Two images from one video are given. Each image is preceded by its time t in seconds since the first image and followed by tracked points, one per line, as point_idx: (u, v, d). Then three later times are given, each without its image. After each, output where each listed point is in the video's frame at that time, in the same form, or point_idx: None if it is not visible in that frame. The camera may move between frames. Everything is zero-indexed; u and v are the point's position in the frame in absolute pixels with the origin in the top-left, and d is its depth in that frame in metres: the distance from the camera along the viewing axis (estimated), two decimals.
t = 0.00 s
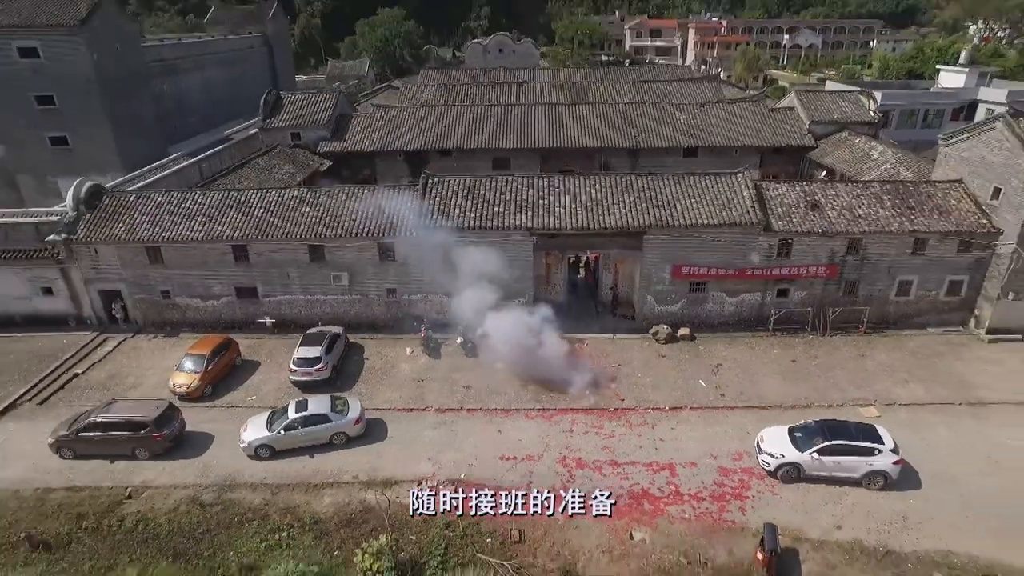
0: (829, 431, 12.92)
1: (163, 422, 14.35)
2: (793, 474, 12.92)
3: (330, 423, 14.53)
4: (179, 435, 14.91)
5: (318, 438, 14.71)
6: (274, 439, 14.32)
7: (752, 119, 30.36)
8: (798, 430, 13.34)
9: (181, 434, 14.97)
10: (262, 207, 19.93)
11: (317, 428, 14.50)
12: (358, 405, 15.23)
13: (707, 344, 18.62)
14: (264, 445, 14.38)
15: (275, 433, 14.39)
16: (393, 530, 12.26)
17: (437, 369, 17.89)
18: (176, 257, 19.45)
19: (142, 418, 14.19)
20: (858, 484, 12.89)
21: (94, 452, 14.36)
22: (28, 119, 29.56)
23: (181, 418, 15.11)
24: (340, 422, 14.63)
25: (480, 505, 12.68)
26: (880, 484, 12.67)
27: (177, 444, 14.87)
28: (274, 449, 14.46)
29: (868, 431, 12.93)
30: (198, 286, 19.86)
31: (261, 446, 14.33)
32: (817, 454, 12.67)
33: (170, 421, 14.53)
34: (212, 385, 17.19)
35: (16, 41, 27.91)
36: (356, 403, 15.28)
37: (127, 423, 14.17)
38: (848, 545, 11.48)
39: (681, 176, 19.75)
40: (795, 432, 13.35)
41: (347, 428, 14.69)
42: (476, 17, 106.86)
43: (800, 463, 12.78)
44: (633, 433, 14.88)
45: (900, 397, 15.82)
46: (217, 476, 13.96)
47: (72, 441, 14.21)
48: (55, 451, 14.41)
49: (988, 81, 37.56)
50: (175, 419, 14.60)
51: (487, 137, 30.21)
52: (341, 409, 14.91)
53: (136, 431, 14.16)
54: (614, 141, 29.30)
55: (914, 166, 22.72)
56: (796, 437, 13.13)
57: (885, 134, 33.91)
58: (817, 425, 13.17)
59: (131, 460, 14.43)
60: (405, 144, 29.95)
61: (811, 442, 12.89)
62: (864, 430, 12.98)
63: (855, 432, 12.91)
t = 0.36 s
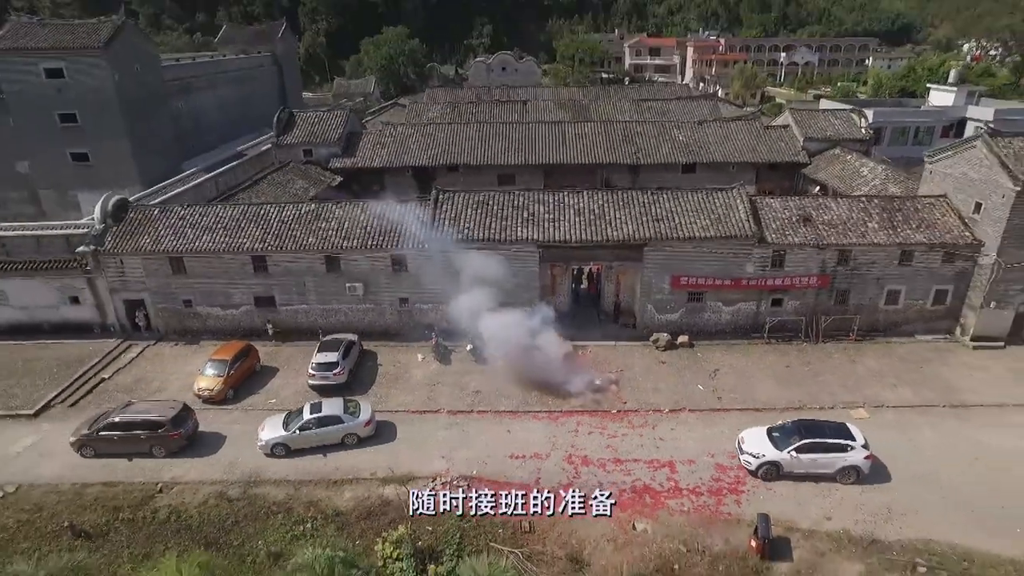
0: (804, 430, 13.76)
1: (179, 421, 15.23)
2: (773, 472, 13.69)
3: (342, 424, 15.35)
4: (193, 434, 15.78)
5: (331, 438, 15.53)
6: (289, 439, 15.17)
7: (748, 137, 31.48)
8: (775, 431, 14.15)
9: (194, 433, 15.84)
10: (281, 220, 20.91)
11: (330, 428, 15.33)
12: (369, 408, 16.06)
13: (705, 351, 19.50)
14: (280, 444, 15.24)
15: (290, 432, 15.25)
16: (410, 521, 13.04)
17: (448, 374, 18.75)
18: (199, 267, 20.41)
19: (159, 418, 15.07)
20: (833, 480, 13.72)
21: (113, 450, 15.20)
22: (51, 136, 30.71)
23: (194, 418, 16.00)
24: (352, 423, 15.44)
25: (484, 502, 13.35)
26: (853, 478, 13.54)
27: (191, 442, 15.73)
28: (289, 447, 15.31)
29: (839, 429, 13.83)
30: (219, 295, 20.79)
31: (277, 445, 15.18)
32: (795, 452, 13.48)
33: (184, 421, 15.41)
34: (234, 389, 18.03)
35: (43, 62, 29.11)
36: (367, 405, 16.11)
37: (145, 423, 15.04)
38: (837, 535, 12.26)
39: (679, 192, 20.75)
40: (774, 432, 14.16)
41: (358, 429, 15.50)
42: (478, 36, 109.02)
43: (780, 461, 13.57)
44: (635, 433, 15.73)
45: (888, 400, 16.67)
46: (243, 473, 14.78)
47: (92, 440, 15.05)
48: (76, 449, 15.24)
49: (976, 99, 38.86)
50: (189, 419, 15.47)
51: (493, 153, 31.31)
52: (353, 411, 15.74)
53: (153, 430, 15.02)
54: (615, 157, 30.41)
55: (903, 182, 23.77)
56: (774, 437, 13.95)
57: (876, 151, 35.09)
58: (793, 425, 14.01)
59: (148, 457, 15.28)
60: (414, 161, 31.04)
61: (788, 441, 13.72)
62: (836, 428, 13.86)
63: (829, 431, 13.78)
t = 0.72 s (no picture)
0: (773, 429, 14.53)
1: (191, 419, 16.11)
2: (746, 469, 14.43)
3: (353, 423, 16.19)
4: (204, 433, 16.63)
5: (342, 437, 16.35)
6: (302, 436, 16.00)
7: (745, 151, 32.54)
8: (745, 429, 14.91)
9: (204, 432, 16.68)
10: (297, 230, 21.86)
11: (341, 427, 16.17)
12: (377, 408, 16.92)
13: (703, 356, 20.36)
14: (293, 441, 16.06)
15: (303, 430, 16.08)
16: (425, 511, 13.82)
17: (457, 377, 19.61)
18: (218, 275, 21.33)
19: (172, 416, 15.94)
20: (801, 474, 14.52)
21: (128, 447, 16.01)
22: (70, 150, 31.84)
23: (205, 418, 16.87)
24: (362, 422, 16.29)
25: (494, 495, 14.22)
26: (820, 472, 14.37)
27: (201, 440, 16.56)
28: (303, 444, 16.12)
29: (805, 426, 14.65)
30: (236, 302, 21.68)
31: (290, 441, 16.00)
32: (766, 449, 14.23)
33: (195, 419, 16.28)
34: (253, 391, 18.90)
35: (66, 80, 30.35)
36: (376, 406, 16.94)
37: (159, 421, 15.90)
38: (826, 523, 13.02)
39: (678, 204, 21.72)
40: (744, 432, 14.90)
41: (367, 428, 16.33)
42: (480, 52, 110.98)
43: (752, 459, 14.29)
44: (636, 431, 16.58)
45: (877, 400, 17.50)
46: (265, 469, 15.58)
47: (109, 437, 15.87)
48: (93, 447, 16.04)
49: (966, 115, 40.06)
50: (200, 418, 16.32)
51: (497, 167, 32.35)
52: (363, 411, 16.57)
53: (167, 427, 15.88)
54: (616, 171, 31.45)
55: (892, 195, 24.75)
56: (746, 436, 14.69)
57: (869, 164, 36.18)
58: (762, 425, 14.77)
59: (161, 454, 16.10)
60: (421, 174, 32.08)
61: (759, 439, 14.47)
62: (802, 425, 14.67)
63: (796, 428, 14.56)
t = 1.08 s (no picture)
0: (736, 426, 15.29)
1: (199, 418, 16.96)
2: (712, 465, 15.17)
3: (361, 423, 16.88)
4: (210, 431, 17.46)
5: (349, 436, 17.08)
6: (313, 434, 16.73)
7: (740, 164, 33.64)
8: (711, 428, 15.67)
9: (211, 430, 17.53)
10: (311, 240, 22.82)
11: (348, 426, 16.87)
12: (384, 408, 17.63)
13: (700, 360, 21.24)
14: (303, 438, 16.84)
15: (314, 428, 16.82)
16: (437, 502, 14.65)
17: (465, 380, 20.46)
18: (235, 282, 22.26)
19: (182, 414, 16.78)
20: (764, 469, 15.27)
21: (139, 445, 16.80)
22: (89, 163, 32.94)
23: (211, 417, 17.71)
24: (370, 422, 16.99)
25: (503, 488, 14.98)
26: (782, 466, 15.13)
27: (208, 438, 17.39)
28: (313, 441, 16.88)
29: (767, 423, 15.41)
30: (253, 309, 22.59)
31: (301, 439, 16.76)
32: (729, 446, 14.99)
33: (203, 417, 17.14)
34: (270, 393, 19.72)
35: (86, 96, 31.55)
36: (383, 406, 17.63)
37: (169, 419, 16.74)
38: (816, 513, 13.75)
39: (676, 215, 22.72)
40: (710, 430, 15.67)
41: (375, 427, 17.03)
42: (482, 67, 112.87)
43: (717, 455, 15.06)
44: (636, 430, 17.39)
45: (866, 401, 18.35)
46: (283, 464, 16.38)
47: (120, 435, 16.64)
48: (105, 445, 16.79)
49: (956, 130, 41.29)
50: (207, 416, 17.17)
51: (501, 180, 33.42)
52: (371, 411, 17.24)
53: (176, 425, 16.72)
54: (616, 184, 32.52)
55: (882, 207, 25.76)
56: (711, 434, 15.45)
57: (862, 177, 37.27)
58: (727, 423, 15.54)
59: (169, 451, 16.90)
60: (427, 187, 33.15)
61: (724, 436, 15.23)
62: (764, 423, 15.43)
63: (759, 425, 15.34)
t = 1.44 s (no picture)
0: (702, 425, 16.12)
1: (204, 417, 17.77)
2: (679, 461, 15.99)
3: (367, 423, 17.65)
4: (214, 430, 18.26)
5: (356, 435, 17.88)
6: (322, 432, 17.58)
7: (737, 177, 34.70)
8: (679, 427, 16.48)
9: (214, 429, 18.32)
10: (324, 249, 23.80)
11: (355, 426, 17.67)
12: (390, 410, 18.42)
13: (698, 364, 22.11)
14: (312, 436, 17.68)
15: (322, 427, 17.66)
16: (449, 494, 15.35)
17: (473, 383, 21.32)
18: (251, 290, 23.21)
19: (187, 414, 17.59)
20: (728, 466, 16.10)
21: (146, 443, 17.56)
22: (106, 176, 34.08)
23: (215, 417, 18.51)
24: (375, 422, 17.78)
25: (510, 482, 15.74)
26: (745, 462, 15.95)
27: (211, 437, 18.20)
28: (320, 439, 17.72)
29: (730, 422, 16.25)
30: (268, 315, 23.51)
31: (309, 437, 17.60)
32: (694, 443, 15.82)
33: (207, 417, 17.93)
34: (286, 395, 20.56)
35: (105, 111, 32.78)
36: (388, 408, 18.47)
37: (175, 419, 17.53)
38: (805, 504, 14.55)
39: (674, 226, 23.72)
40: (678, 429, 16.49)
41: (380, 428, 17.80)
42: (484, 81, 114.66)
43: (683, 452, 15.88)
44: (636, 430, 18.23)
45: (856, 403, 19.19)
46: (300, 461, 17.20)
47: (129, 434, 17.42)
48: (115, 443, 17.56)
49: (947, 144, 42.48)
50: (211, 416, 17.97)
51: (505, 193, 34.48)
52: (377, 412, 18.09)
53: (182, 424, 17.52)
54: (616, 197, 33.59)
55: (872, 218, 26.76)
56: (678, 432, 16.29)
57: (855, 190, 38.34)
58: (693, 422, 16.37)
59: (175, 449, 17.69)
60: (433, 199, 34.21)
61: (689, 434, 16.07)
62: (728, 422, 16.27)
63: (722, 424, 16.17)
